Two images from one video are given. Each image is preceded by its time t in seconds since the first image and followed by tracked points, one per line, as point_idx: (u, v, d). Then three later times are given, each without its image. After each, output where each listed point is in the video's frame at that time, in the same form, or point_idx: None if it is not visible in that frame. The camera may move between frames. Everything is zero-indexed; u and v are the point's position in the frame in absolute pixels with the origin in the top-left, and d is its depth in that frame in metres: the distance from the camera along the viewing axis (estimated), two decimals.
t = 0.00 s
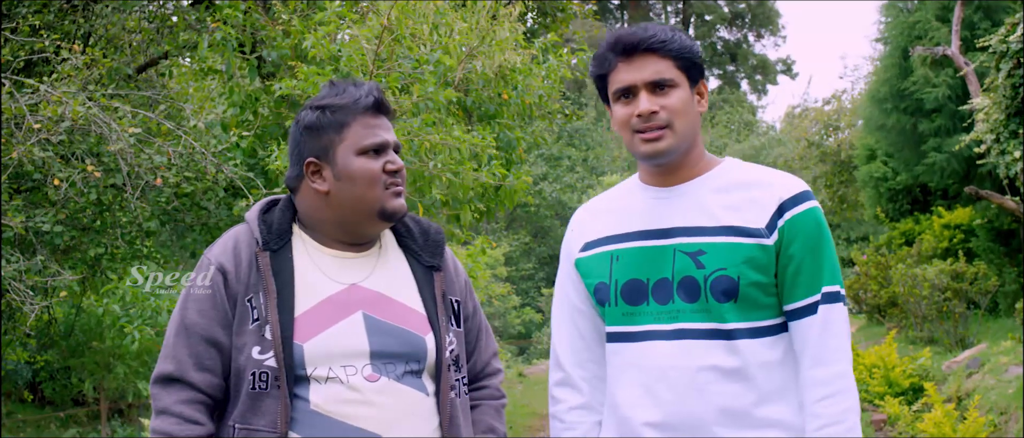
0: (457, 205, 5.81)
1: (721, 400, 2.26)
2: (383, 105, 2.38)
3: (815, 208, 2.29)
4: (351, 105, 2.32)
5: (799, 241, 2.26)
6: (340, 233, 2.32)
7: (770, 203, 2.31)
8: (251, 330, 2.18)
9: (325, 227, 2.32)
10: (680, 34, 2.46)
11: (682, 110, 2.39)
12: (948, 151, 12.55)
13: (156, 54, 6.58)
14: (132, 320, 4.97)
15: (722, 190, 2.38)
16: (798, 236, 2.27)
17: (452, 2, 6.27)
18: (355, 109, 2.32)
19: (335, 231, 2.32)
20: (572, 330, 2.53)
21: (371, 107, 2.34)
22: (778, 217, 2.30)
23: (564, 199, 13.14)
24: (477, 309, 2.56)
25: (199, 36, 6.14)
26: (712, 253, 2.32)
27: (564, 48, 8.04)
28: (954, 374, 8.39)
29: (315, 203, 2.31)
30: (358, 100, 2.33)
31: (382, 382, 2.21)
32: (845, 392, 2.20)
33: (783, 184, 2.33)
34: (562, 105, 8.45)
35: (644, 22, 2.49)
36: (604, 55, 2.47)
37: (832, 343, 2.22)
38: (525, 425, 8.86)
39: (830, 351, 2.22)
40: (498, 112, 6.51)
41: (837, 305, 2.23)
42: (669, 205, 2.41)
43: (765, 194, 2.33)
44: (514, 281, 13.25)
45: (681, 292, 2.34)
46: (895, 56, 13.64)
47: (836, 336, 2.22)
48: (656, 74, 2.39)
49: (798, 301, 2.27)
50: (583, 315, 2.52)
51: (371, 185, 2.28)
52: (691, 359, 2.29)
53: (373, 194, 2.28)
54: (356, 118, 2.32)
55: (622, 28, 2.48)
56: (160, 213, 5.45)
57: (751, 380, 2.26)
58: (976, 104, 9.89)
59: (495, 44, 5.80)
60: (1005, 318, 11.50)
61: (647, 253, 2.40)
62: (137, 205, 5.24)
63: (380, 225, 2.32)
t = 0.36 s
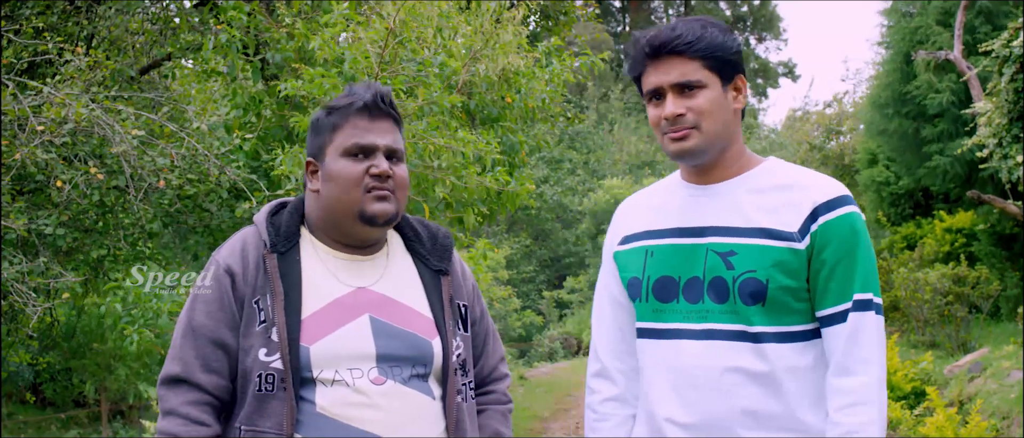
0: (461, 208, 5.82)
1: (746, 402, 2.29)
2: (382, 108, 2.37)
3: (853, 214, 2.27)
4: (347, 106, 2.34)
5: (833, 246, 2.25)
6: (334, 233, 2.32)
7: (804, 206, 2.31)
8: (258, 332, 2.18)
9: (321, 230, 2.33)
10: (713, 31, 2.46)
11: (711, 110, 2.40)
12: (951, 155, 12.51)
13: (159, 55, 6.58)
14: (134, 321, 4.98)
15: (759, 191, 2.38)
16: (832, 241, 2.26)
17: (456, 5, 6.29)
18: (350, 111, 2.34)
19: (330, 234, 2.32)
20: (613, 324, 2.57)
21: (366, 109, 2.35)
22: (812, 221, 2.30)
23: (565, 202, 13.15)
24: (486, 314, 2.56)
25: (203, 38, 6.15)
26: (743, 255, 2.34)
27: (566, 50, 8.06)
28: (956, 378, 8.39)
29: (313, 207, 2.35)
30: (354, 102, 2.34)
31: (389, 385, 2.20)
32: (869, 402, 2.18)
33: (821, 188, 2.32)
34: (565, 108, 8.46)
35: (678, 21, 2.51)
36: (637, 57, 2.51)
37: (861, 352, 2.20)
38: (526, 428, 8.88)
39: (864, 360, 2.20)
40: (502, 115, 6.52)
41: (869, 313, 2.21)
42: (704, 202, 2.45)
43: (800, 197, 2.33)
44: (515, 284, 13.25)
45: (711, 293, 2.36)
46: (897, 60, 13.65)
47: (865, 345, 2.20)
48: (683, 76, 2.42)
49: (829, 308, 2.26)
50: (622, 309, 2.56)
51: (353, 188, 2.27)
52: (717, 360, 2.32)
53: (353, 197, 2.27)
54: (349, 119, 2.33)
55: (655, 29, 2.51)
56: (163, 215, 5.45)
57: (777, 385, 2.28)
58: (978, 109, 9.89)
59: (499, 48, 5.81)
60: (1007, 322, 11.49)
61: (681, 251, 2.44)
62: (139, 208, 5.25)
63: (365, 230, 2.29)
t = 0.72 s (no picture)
0: (463, 206, 5.82)
1: (763, 404, 2.30)
2: (388, 107, 2.36)
3: (876, 215, 2.25)
4: (353, 104, 2.35)
5: (853, 248, 2.24)
6: (335, 231, 2.33)
7: (824, 208, 2.30)
8: (266, 331, 2.18)
9: (326, 230, 2.34)
10: (733, 30, 2.46)
11: (732, 110, 2.40)
12: (951, 152, 12.51)
13: (159, 54, 6.58)
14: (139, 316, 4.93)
15: (780, 193, 2.38)
16: (852, 243, 2.24)
17: (458, 3, 6.29)
18: (355, 109, 2.34)
19: (334, 236, 2.34)
20: (638, 323, 2.59)
21: (371, 107, 2.35)
22: (831, 223, 2.28)
23: (565, 200, 13.15)
24: (493, 313, 2.56)
25: (205, 37, 6.15)
26: (763, 256, 2.34)
27: (566, 48, 8.07)
28: (958, 375, 8.39)
29: (321, 205, 2.36)
30: (361, 100, 2.35)
31: (396, 384, 2.20)
32: (887, 405, 2.17)
33: (841, 190, 2.30)
34: (565, 106, 8.46)
35: (698, 20, 2.51)
36: (657, 57, 2.51)
37: (880, 355, 2.19)
38: (527, 426, 8.88)
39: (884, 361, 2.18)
40: (503, 113, 6.52)
41: (889, 316, 2.19)
42: (725, 203, 2.45)
43: (820, 199, 2.32)
44: (516, 282, 13.25)
45: (731, 295, 2.37)
46: (898, 58, 13.64)
47: (885, 347, 2.19)
48: (703, 75, 2.42)
49: (848, 310, 2.25)
50: (647, 308, 2.57)
51: (351, 186, 2.27)
52: (736, 361, 2.33)
53: (350, 195, 2.27)
54: (354, 117, 2.34)
55: (676, 28, 2.52)
56: (165, 214, 5.46)
57: (797, 388, 2.28)
58: (978, 106, 9.88)
59: (501, 45, 5.79)
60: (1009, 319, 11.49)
61: (703, 252, 2.45)
62: (142, 206, 5.26)
63: (364, 229, 2.28)
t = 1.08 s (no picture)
0: (466, 210, 5.83)
1: (763, 406, 2.27)
2: (398, 113, 2.37)
3: (876, 218, 2.25)
4: (362, 109, 2.36)
5: (856, 251, 2.24)
6: (345, 237, 2.32)
7: (825, 211, 2.29)
8: (275, 337, 2.18)
9: (333, 235, 2.35)
10: (734, 33, 2.47)
11: (733, 111, 2.40)
12: (954, 153, 12.51)
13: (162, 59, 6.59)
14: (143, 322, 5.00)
15: (778, 196, 2.37)
16: (855, 247, 2.24)
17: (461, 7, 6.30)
18: (363, 114, 2.35)
19: (341, 242, 2.33)
20: (634, 330, 2.55)
21: (379, 112, 2.35)
22: (833, 226, 2.28)
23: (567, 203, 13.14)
24: (500, 318, 2.56)
25: (207, 42, 6.17)
26: (763, 258, 2.33)
27: (569, 51, 8.09)
28: (963, 376, 8.38)
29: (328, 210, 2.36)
30: (370, 105, 2.36)
31: (404, 390, 2.20)
32: (896, 406, 2.16)
33: (843, 193, 2.30)
34: (567, 109, 8.47)
35: (699, 24, 2.52)
36: (659, 59, 2.52)
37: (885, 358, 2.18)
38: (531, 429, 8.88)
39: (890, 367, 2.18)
40: (506, 117, 6.51)
41: (893, 318, 2.19)
42: (724, 207, 2.43)
43: (821, 202, 2.31)
44: (518, 285, 13.24)
45: (731, 297, 2.35)
46: (900, 59, 13.64)
47: (891, 349, 2.18)
48: (705, 76, 2.42)
49: (851, 313, 2.24)
50: (644, 315, 2.54)
51: (356, 190, 2.27)
52: (736, 362, 2.30)
53: (356, 199, 2.27)
54: (362, 123, 2.35)
55: (678, 31, 2.53)
56: (169, 219, 5.48)
57: (796, 388, 2.26)
58: (982, 107, 9.84)
59: (504, 49, 5.76)
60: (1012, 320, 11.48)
61: (701, 255, 2.42)
62: (145, 212, 5.26)
63: (370, 234, 2.29)
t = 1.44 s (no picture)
0: (464, 206, 5.84)
1: (742, 397, 2.19)
2: (394, 108, 2.37)
3: (847, 205, 2.21)
4: (360, 105, 2.36)
5: (831, 235, 2.18)
6: (347, 234, 2.33)
7: (799, 200, 2.25)
8: (273, 333, 2.19)
9: (333, 231, 2.35)
10: (705, 31, 2.42)
11: (705, 108, 2.35)
12: (952, 148, 12.55)
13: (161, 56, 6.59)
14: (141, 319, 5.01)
15: (752, 190, 2.32)
16: (830, 229, 2.18)
17: (457, 3, 6.32)
18: (361, 110, 2.36)
19: (342, 237, 2.34)
20: (606, 331, 2.49)
21: (377, 108, 2.36)
22: (807, 212, 2.23)
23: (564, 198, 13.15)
24: (498, 314, 2.57)
25: (205, 38, 6.18)
26: (739, 249, 2.26)
27: (566, 47, 8.11)
28: (959, 371, 8.40)
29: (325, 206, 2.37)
30: (367, 101, 2.36)
31: (403, 384, 2.21)
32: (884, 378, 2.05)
33: (813, 183, 2.25)
34: (564, 105, 8.48)
35: (669, 21, 2.46)
36: (629, 56, 2.45)
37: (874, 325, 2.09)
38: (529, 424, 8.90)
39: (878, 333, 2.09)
40: (503, 112, 6.52)
41: (878, 293, 2.12)
42: (697, 203, 2.37)
43: (796, 193, 2.26)
44: (515, 280, 13.24)
45: (707, 290, 2.28)
46: (897, 54, 13.63)
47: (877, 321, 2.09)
48: (678, 72, 2.37)
49: (829, 294, 2.15)
50: (617, 316, 2.49)
51: (354, 185, 2.28)
52: (713, 355, 2.22)
53: (355, 194, 2.28)
54: (360, 118, 2.35)
55: (648, 29, 2.47)
56: (167, 215, 5.48)
57: (775, 378, 2.17)
58: (978, 102, 9.84)
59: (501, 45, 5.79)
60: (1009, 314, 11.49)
61: (677, 251, 2.36)
62: (143, 207, 5.26)
63: (368, 229, 2.29)
